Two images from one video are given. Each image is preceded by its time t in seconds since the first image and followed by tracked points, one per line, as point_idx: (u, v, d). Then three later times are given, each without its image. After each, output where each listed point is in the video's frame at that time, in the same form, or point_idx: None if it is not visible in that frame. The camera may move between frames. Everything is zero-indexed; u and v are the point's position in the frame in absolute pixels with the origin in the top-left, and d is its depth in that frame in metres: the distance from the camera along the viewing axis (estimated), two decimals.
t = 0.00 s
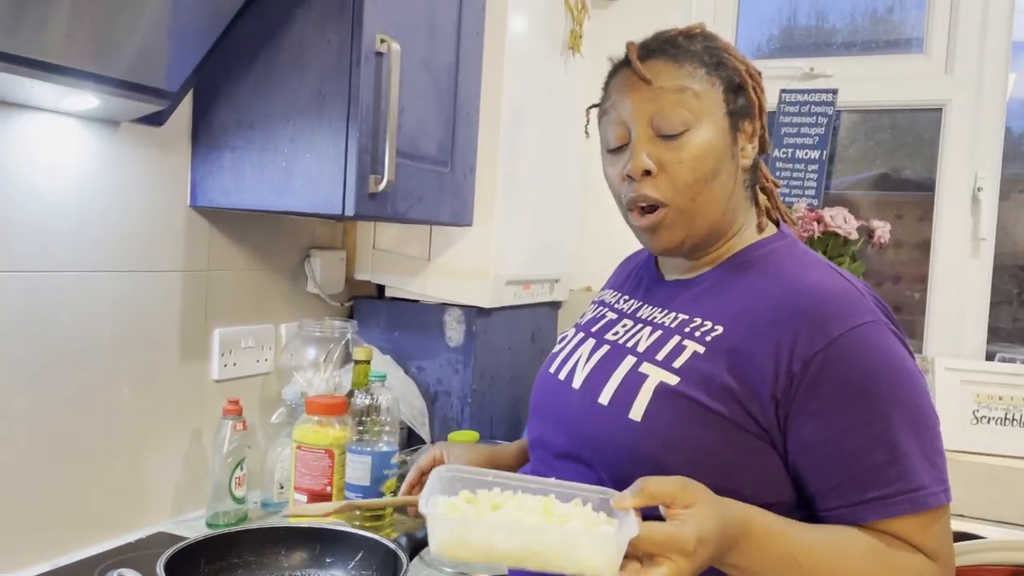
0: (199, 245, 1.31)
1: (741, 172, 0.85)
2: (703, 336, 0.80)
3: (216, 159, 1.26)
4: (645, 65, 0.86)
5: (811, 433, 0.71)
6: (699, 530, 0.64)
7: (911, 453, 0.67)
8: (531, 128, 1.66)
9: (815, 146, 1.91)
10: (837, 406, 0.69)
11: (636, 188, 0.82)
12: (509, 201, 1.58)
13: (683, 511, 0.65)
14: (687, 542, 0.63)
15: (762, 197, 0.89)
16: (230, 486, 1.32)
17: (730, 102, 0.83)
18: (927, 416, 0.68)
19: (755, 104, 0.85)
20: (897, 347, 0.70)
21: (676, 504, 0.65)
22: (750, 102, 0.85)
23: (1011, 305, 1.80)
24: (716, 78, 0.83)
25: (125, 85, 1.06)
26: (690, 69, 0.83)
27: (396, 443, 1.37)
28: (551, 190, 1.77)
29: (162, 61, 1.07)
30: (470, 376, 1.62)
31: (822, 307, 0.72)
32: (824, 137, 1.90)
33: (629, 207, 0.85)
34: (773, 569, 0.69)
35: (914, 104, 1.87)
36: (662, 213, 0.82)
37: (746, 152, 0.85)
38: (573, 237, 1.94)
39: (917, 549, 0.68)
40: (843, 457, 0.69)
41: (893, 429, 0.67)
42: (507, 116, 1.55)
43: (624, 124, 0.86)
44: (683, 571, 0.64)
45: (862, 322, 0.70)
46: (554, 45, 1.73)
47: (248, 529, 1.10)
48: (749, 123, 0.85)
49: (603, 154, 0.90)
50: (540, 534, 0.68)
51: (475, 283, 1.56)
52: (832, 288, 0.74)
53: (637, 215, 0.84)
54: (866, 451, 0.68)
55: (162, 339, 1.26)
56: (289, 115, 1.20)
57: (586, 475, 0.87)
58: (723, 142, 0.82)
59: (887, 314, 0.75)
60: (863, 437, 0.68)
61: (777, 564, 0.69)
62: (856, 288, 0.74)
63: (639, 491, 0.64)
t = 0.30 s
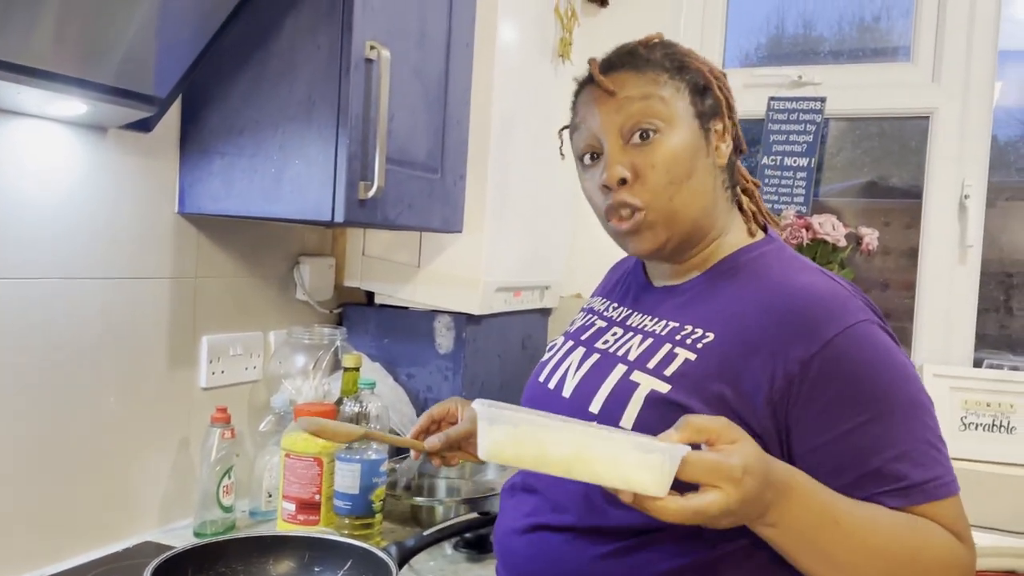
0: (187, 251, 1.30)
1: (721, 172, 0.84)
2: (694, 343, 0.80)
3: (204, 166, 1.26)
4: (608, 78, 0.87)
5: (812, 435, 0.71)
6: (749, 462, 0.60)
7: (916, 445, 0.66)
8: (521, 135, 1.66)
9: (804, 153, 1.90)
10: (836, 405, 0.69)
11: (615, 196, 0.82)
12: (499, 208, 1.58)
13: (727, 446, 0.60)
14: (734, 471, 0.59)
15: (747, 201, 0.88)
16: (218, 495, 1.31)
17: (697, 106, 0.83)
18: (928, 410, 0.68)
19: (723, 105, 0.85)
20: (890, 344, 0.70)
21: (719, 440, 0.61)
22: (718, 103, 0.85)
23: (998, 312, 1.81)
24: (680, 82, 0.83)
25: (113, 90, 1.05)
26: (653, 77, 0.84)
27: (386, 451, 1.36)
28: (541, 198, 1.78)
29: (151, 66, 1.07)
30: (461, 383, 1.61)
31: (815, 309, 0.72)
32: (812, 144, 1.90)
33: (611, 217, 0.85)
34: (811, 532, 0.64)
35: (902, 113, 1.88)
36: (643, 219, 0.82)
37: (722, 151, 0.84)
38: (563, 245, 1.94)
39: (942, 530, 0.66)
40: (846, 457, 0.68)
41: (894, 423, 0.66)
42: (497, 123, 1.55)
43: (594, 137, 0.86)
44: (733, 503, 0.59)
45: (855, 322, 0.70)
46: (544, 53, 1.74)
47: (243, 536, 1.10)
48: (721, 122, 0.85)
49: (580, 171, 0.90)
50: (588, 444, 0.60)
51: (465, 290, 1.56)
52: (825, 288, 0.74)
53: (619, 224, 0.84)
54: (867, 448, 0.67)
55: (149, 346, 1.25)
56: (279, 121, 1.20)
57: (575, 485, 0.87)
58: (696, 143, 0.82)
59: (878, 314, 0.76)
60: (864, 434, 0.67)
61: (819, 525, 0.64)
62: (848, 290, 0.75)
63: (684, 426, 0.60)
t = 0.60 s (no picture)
0: (182, 256, 1.30)
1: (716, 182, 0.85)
2: (691, 345, 0.80)
3: (200, 170, 1.26)
4: (601, 90, 0.86)
5: (806, 437, 0.71)
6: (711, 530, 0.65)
7: (909, 449, 0.67)
8: (516, 139, 1.66)
9: (798, 158, 1.92)
10: (831, 409, 0.69)
11: (613, 214, 0.83)
12: (494, 212, 1.59)
13: (692, 517, 0.65)
14: (698, 548, 0.64)
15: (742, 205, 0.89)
16: (213, 500, 1.30)
17: (690, 118, 0.83)
18: (922, 414, 0.68)
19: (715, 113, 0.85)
20: (886, 347, 0.70)
21: (686, 511, 0.65)
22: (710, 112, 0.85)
23: (992, 315, 1.81)
24: (673, 94, 0.83)
25: (106, 94, 1.05)
26: (646, 89, 0.83)
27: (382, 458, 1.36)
28: (537, 201, 1.78)
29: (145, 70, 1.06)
30: (456, 387, 1.61)
31: (812, 311, 0.72)
32: (807, 149, 1.92)
33: (609, 231, 0.86)
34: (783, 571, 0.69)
35: (896, 117, 1.89)
36: (641, 235, 0.83)
37: (717, 161, 0.84)
38: (558, 248, 1.95)
39: (927, 538, 0.68)
40: (841, 460, 0.69)
41: (888, 428, 0.67)
42: (492, 127, 1.56)
43: (590, 151, 0.86)
44: None
45: (850, 324, 0.70)
46: (539, 57, 1.74)
47: (236, 542, 1.10)
48: (715, 132, 0.85)
49: (575, 182, 0.90)
50: (549, 552, 0.66)
51: (461, 294, 1.55)
52: (822, 290, 0.74)
53: (618, 239, 0.85)
54: (862, 452, 0.68)
55: (143, 350, 1.24)
56: (274, 125, 1.20)
57: (574, 488, 0.87)
58: (691, 157, 0.82)
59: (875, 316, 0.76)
60: (858, 438, 0.68)
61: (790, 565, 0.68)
62: (843, 292, 0.75)
63: (647, 501, 0.64)
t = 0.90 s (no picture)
0: (179, 260, 1.30)
1: (724, 175, 0.86)
2: (689, 354, 0.81)
3: (198, 175, 1.26)
4: (617, 79, 0.89)
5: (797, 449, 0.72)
6: (639, 547, 0.68)
7: (890, 472, 0.67)
8: (513, 143, 1.67)
9: (793, 162, 1.93)
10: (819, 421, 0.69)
11: (622, 190, 0.84)
12: (492, 217, 1.59)
13: (622, 533, 0.69)
14: (622, 562, 0.68)
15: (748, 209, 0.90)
16: (211, 505, 1.30)
17: (702, 106, 0.85)
18: (911, 436, 0.68)
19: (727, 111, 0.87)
20: (883, 366, 0.70)
21: (616, 527, 0.69)
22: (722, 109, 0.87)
23: (986, 319, 1.82)
24: (686, 84, 0.86)
25: (105, 100, 1.05)
26: (660, 78, 0.87)
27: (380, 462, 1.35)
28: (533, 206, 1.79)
29: (143, 75, 1.07)
30: (454, 392, 1.61)
31: (809, 325, 0.72)
32: (801, 154, 1.93)
33: (617, 212, 0.86)
34: None
35: (890, 122, 1.90)
36: (649, 214, 0.83)
37: (726, 154, 0.86)
38: (555, 253, 1.95)
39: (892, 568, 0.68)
40: (825, 475, 0.69)
41: (874, 447, 0.67)
42: (490, 132, 1.56)
43: (602, 137, 0.89)
44: None
45: (849, 340, 0.70)
46: (536, 62, 1.75)
47: (243, 545, 1.10)
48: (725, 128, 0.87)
49: (588, 171, 0.92)
50: (481, 559, 0.71)
51: (458, 299, 1.56)
52: (818, 305, 0.74)
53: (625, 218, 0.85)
54: (846, 468, 0.68)
55: (142, 355, 1.25)
56: (272, 131, 1.20)
57: (572, 494, 0.87)
58: (702, 141, 0.84)
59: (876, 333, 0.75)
60: (844, 454, 0.68)
61: None
62: (846, 308, 0.74)
63: (578, 518, 0.69)
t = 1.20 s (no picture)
0: (180, 264, 1.31)
1: (737, 192, 0.86)
2: (693, 356, 0.81)
3: (200, 179, 1.26)
4: (652, 75, 0.87)
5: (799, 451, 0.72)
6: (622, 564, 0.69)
7: (891, 473, 0.67)
8: (513, 147, 1.68)
9: (792, 165, 1.93)
10: (819, 422, 0.69)
11: (634, 196, 0.84)
12: (492, 220, 1.60)
13: (608, 551, 0.70)
14: None
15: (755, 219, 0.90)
16: (212, 508, 1.30)
17: (731, 123, 0.84)
18: (914, 438, 0.68)
19: (754, 127, 0.86)
20: (885, 368, 0.70)
21: (601, 545, 0.70)
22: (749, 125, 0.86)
23: (984, 322, 1.83)
24: (720, 94, 0.84)
25: (105, 104, 1.05)
26: (697, 82, 0.84)
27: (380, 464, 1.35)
28: (533, 209, 1.79)
29: (143, 79, 1.07)
30: (453, 395, 1.61)
31: (810, 327, 0.73)
32: (800, 157, 1.93)
33: (626, 213, 0.87)
34: None
35: (888, 125, 1.91)
36: (657, 224, 0.84)
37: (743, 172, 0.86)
38: (554, 256, 1.96)
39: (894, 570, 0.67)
40: (825, 476, 0.69)
41: (875, 448, 0.67)
42: (490, 135, 1.57)
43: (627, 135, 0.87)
44: None
45: (849, 342, 0.70)
46: (535, 66, 1.75)
47: (240, 549, 1.10)
48: (748, 144, 0.86)
49: (606, 162, 0.91)
50: None
51: (458, 302, 1.56)
52: (819, 307, 0.75)
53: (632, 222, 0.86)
54: (847, 469, 0.68)
55: (144, 358, 1.25)
56: (273, 134, 1.20)
57: (578, 495, 0.88)
58: (722, 159, 0.83)
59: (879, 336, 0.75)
60: (845, 455, 0.68)
61: None
62: (847, 311, 0.75)
63: (565, 538, 0.70)
